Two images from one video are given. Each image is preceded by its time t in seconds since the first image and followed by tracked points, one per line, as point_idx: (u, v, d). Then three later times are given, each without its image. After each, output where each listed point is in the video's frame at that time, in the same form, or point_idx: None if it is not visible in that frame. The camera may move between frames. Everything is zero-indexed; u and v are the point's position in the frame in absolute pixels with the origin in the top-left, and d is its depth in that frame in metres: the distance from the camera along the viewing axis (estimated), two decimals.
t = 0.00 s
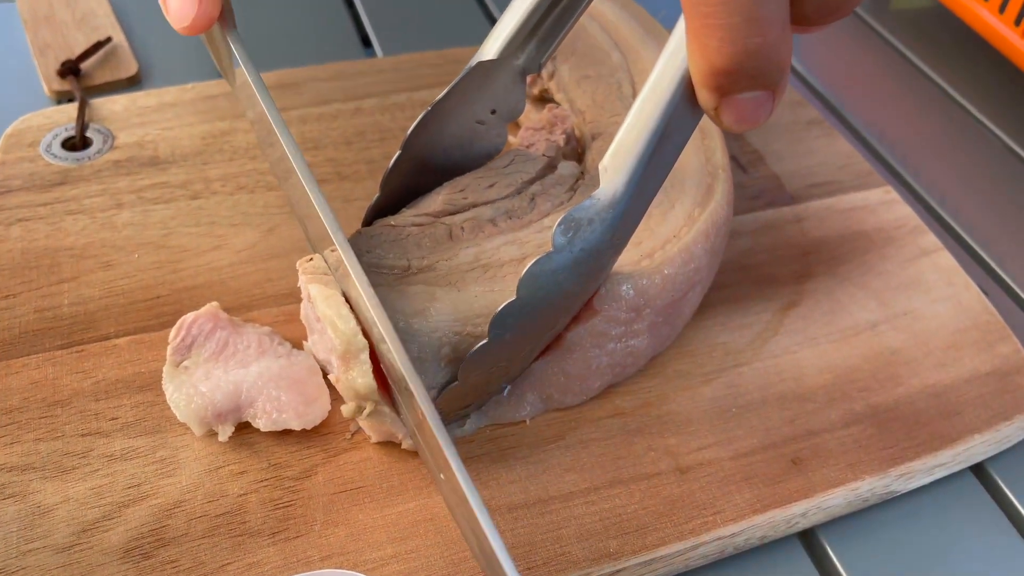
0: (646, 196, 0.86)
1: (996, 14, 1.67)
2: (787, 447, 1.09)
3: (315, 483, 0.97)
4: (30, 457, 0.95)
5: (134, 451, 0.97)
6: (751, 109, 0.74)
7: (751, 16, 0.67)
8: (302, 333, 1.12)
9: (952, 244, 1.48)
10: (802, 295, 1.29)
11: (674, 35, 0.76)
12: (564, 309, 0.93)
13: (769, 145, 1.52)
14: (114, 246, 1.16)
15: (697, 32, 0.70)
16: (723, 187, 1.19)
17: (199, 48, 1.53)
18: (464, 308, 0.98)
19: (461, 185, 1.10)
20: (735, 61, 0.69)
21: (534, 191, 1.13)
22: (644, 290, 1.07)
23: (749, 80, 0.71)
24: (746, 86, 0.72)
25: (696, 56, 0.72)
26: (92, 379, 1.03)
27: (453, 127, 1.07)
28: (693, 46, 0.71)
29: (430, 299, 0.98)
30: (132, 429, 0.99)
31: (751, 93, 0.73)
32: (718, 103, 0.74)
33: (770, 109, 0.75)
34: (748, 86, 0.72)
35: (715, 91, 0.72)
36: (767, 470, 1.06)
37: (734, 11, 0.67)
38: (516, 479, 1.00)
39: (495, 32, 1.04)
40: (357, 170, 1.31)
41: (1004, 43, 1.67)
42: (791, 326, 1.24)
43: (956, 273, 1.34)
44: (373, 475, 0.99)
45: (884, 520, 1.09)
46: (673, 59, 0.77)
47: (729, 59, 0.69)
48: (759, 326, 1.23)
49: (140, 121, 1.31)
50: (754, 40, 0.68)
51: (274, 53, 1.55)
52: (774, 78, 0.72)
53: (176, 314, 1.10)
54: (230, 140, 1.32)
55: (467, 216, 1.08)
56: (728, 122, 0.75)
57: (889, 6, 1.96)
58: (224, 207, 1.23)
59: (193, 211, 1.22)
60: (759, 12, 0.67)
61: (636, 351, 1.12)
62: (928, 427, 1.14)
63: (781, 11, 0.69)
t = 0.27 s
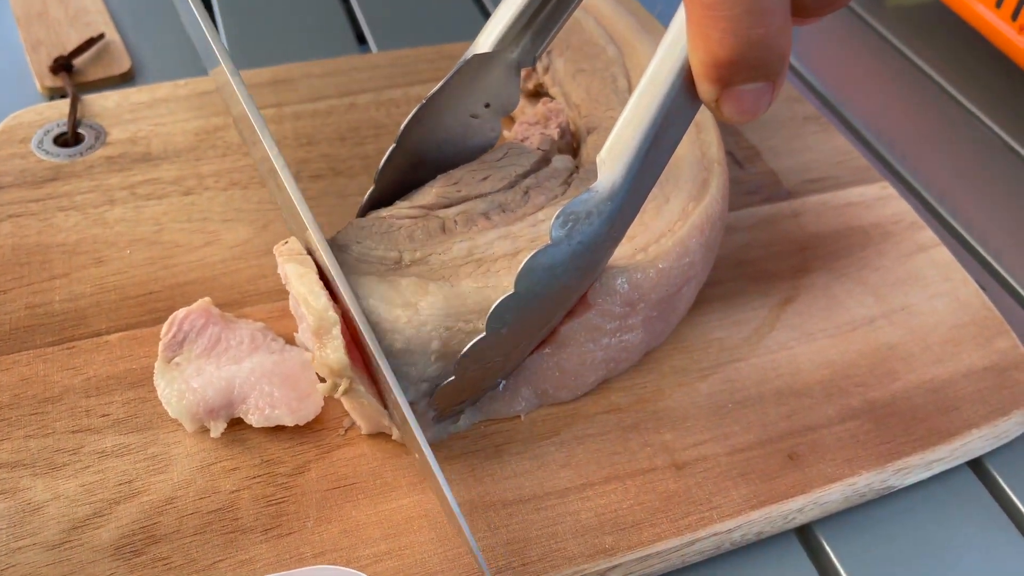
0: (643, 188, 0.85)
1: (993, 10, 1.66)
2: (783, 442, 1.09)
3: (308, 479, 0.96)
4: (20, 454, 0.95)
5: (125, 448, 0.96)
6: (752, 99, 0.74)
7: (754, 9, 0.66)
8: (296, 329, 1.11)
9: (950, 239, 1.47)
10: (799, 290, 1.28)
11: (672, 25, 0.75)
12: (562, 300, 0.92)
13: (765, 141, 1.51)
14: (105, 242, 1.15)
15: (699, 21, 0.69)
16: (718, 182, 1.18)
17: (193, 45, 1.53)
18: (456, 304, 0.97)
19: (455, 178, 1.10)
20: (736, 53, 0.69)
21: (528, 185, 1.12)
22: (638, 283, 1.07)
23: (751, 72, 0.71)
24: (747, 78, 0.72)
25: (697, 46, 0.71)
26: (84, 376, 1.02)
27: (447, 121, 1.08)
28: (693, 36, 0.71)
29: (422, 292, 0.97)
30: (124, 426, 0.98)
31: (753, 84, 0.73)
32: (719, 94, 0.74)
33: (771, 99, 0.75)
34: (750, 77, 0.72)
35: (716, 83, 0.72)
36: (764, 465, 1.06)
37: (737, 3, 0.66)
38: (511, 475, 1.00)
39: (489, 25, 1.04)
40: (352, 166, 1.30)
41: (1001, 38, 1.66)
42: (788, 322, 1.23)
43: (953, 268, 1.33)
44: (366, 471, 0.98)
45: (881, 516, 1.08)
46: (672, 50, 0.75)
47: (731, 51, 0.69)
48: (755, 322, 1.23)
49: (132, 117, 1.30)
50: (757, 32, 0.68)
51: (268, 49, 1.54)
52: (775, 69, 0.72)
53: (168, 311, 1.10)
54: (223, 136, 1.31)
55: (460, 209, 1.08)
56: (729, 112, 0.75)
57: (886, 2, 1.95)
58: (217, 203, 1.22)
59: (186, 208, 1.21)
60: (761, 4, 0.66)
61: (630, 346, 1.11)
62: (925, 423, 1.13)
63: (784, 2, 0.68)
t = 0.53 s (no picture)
0: (647, 190, 0.85)
1: (992, 9, 1.66)
2: (784, 443, 1.08)
3: (307, 481, 0.96)
4: (18, 456, 0.94)
5: (123, 450, 0.96)
6: (759, 102, 0.74)
7: (761, 11, 0.66)
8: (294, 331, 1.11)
9: (949, 239, 1.47)
10: (799, 290, 1.28)
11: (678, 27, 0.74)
12: (565, 301, 0.92)
13: (764, 141, 1.51)
14: (103, 243, 1.15)
15: (705, 24, 0.69)
16: (719, 183, 1.18)
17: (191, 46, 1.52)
18: (462, 304, 0.96)
19: (456, 179, 1.10)
20: (743, 55, 0.68)
21: (527, 186, 1.12)
22: (640, 285, 1.07)
23: (759, 74, 0.70)
24: (755, 81, 0.71)
25: (703, 48, 0.71)
26: (82, 378, 1.01)
27: (448, 123, 1.07)
28: (699, 38, 0.70)
29: (424, 295, 0.97)
30: (122, 428, 0.98)
31: (760, 87, 0.72)
32: (725, 96, 0.73)
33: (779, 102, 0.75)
34: (757, 80, 0.71)
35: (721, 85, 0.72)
36: (764, 466, 1.05)
37: (743, 5, 0.66)
38: (510, 476, 0.99)
39: (491, 28, 1.04)
40: (350, 166, 1.30)
41: (1001, 38, 1.66)
42: (788, 322, 1.23)
43: (953, 268, 1.33)
44: (366, 473, 0.98)
45: (882, 517, 1.08)
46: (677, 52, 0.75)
47: (737, 53, 0.69)
48: (755, 322, 1.22)
49: (130, 118, 1.30)
50: (765, 34, 0.67)
51: (266, 49, 1.54)
52: (783, 72, 0.71)
53: (166, 312, 1.09)
54: (222, 136, 1.31)
55: (460, 210, 1.07)
56: (734, 114, 0.75)
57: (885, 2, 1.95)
58: (215, 204, 1.22)
59: (184, 209, 1.21)
60: (769, 6, 0.66)
61: (630, 348, 1.11)
62: (926, 423, 1.13)
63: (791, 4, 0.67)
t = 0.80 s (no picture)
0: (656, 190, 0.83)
1: (989, 7, 1.67)
2: (783, 441, 1.08)
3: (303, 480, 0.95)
4: (12, 455, 0.94)
5: (117, 450, 0.95)
6: (770, 102, 0.73)
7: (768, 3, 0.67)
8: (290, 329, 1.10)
9: (948, 238, 1.47)
10: (797, 289, 1.28)
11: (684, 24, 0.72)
12: (576, 303, 0.91)
13: (762, 139, 1.51)
14: (99, 242, 1.14)
15: (712, 22, 0.69)
16: (712, 181, 1.17)
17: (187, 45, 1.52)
18: (457, 309, 0.95)
19: (447, 174, 1.10)
20: (754, 48, 0.68)
21: (518, 182, 1.12)
22: (639, 287, 1.06)
23: (768, 69, 0.71)
24: (765, 76, 0.71)
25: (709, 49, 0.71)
26: (76, 377, 1.01)
27: (441, 107, 1.07)
28: (705, 38, 0.70)
29: (423, 293, 0.96)
30: (117, 427, 0.97)
31: (769, 83, 0.72)
32: (736, 96, 0.72)
33: (788, 102, 0.74)
34: (766, 77, 0.71)
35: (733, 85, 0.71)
36: (763, 464, 1.05)
37: None
38: (508, 475, 0.99)
39: (483, 12, 1.04)
40: (347, 165, 1.29)
41: (999, 37, 1.66)
42: (786, 321, 1.23)
43: (952, 266, 1.33)
44: (362, 471, 0.97)
45: (881, 516, 1.07)
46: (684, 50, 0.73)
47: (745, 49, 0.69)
48: (754, 320, 1.22)
49: (126, 116, 1.29)
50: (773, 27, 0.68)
51: (262, 48, 1.53)
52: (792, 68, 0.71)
53: (162, 310, 1.09)
54: (218, 135, 1.30)
55: (452, 205, 1.07)
56: (745, 115, 0.74)
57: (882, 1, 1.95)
58: (211, 203, 1.21)
59: (180, 207, 1.20)
60: None
61: (628, 349, 1.11)
62: (925, 421, 1.12)
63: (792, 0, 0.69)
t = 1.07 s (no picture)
0: (692, 154, 0.80)
1: (988, 6, 1.67)
2: (781, 441, 1.08)
3: (301, 480, 0.95)
4: (9, 456, 0.93)
5: (114, 450, 0.95)
6: (814, 51, 0.77)
7: None
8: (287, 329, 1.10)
9: (946, 238, 1.47)
10: (796, 289, 1.27)
11: None
12: (608, 272, 0.87)
13: (761, 139, 1.51)
14: (96, 241, 1.14)
15: None
16: (709, 179, 1.17)
17: (184, 44, 1.52)
18: (458, 307, 0.96)
19: (445, 171, 1.11)
20: None
21: (516, 181, 1.12)
22: (638, 290, 1.06)
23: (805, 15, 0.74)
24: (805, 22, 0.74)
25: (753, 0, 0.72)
26: (73, 377, 1.00)
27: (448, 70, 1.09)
28: None
29: (425, 291, 0.97)
30: (114, 427, 0.97)
31: (812, 28, 0.76)
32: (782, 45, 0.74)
33: (830, 49, 0.78)
34: (808, 22, 0.75)
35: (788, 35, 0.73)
36: (762, 464, 1.05)
37: None
38: (506, 475, 0.99)
39: None
40: (345, 164, 1.29)
41: (998, 36, 1.66)
42: (785, 321, 1.23)
43: (950, 266, 1.33)
44: (360, 471, 0.97)
45: (880, 515, 1.07)
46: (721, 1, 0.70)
47: None
48: (752, 320, 1.22)
49: (123, 116, 1.29)
50: None
51: (259, 48, 1.53)
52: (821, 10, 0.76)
53: (159, 310, 1.08)
54: (216, 134, 1.30)
55: (449, 204, 1.08)
56: (796, 66, 0.76)
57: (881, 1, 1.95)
58: (209, 202, 1.21)
59: (177, 206, 1.20)
60: None
61: (626, 350, 1.11)
62: (923, 421, 1.12)
63: None
